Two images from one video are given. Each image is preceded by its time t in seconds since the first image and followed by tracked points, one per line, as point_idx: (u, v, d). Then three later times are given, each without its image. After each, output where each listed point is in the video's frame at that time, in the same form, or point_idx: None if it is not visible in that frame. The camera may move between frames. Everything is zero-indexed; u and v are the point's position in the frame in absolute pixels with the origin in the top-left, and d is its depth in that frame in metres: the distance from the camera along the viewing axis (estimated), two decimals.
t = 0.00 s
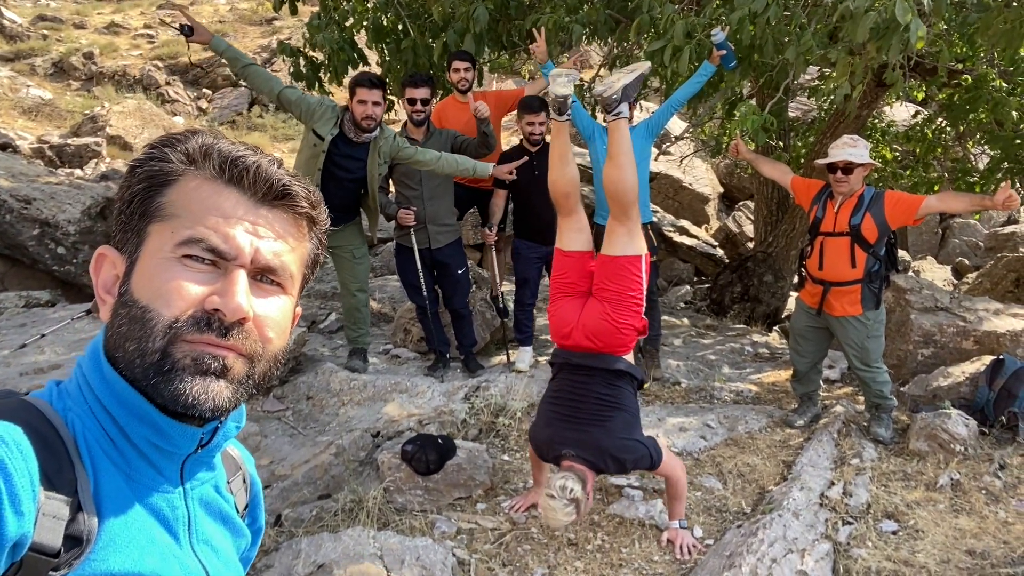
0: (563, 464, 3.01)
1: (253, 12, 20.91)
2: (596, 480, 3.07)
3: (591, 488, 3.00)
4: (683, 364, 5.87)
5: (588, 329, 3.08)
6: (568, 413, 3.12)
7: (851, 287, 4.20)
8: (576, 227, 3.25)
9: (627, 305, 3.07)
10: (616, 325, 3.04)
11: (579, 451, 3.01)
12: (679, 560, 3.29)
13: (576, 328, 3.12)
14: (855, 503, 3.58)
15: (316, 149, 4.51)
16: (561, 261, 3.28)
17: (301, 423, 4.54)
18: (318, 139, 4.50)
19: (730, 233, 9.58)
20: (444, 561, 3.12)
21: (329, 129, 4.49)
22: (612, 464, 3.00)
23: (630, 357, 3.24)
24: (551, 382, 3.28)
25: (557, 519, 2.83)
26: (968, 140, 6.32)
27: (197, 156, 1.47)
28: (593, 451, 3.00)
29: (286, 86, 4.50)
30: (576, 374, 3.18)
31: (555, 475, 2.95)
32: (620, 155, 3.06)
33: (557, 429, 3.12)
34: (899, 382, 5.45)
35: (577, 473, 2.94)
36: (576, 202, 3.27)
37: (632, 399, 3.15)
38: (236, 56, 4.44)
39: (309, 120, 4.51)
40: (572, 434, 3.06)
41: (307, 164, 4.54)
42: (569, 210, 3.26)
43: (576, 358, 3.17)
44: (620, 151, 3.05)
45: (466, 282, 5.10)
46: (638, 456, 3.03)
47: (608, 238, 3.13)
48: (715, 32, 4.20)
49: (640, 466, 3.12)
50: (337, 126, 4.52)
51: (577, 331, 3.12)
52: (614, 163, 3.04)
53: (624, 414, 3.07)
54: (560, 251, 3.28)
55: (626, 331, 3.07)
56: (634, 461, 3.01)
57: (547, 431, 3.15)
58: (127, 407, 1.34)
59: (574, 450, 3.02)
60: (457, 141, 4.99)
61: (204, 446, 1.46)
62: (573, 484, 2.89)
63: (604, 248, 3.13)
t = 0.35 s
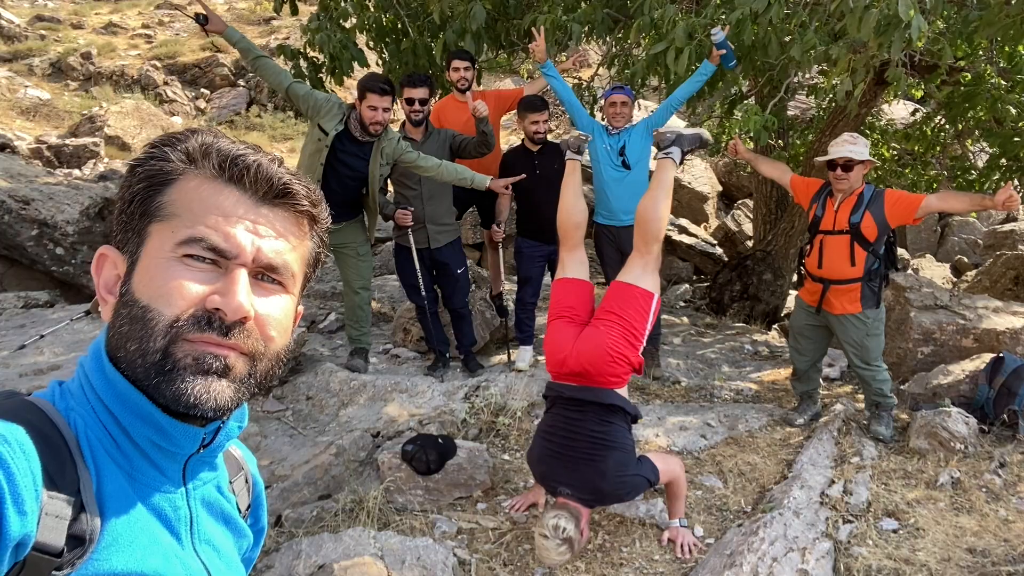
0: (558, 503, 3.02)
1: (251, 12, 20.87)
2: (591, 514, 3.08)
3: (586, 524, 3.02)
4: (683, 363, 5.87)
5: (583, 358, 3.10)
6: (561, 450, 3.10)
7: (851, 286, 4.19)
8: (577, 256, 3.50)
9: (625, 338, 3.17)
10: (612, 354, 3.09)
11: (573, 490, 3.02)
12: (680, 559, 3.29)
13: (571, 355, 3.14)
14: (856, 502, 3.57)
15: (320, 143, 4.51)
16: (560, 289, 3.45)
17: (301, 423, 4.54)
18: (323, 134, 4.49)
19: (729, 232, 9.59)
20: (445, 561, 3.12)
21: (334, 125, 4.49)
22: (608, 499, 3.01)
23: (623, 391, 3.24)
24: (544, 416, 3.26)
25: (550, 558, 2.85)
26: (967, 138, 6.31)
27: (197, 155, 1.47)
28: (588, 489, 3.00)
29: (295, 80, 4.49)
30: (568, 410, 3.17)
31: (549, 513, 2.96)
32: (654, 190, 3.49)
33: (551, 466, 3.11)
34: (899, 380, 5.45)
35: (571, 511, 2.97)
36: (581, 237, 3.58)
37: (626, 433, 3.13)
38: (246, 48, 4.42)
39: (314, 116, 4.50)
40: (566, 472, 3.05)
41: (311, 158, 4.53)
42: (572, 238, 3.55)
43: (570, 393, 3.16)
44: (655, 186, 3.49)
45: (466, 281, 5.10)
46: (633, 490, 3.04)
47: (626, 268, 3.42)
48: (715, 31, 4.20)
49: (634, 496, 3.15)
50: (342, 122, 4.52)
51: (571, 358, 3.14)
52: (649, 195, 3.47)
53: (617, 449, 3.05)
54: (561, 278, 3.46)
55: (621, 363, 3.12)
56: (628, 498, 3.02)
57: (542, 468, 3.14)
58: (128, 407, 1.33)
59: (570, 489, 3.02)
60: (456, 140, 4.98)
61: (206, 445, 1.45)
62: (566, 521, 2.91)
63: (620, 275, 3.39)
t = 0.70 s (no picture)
0: (558, 513, 3.07)
1: (250, 12, 20.84)
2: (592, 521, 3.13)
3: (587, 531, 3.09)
4: (683, 362, 5.88)
5: (583, 366, 3.08)
6: (561, 460, 3.11)
7: (851, 284, 4.19)
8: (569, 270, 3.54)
9: (625, 348, 3.14)
10: (612, 363, 3.07)
11: (574, 499, 3.07)
12: (682, 558, 3.29)
13: (571, 363, 3.10)
14: (856, 500, 3.58)
15: (334, 145, 4.62)
16: (553, 300, 3.46)
17: (302, 423, 4.54)
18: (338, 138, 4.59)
19: (729, 231, 9.59)
20: (447, 560, 3.12)
21: (349, 129, 4.60)
22: (607, 508, 3.05)
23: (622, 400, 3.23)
24: (543, 424, 3.26)
25: (552, 569, 2.92)
26: (967, 137, 6.31)
27: (202, 151, 1.47)
28: (588, 500, 3.04)
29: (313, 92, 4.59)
30: (567, 419, 3.16)
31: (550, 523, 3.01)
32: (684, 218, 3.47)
33: (550, 476, 3.13)
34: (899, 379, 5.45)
35: (571, 521, 3.03)
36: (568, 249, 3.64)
37: (624, 440, 3.13)
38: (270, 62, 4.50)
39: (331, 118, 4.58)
40: (566, 483, 3.08)
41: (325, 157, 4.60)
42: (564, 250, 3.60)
43: (569, 403, 3.15)
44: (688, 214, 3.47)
45: (466, 281, 5.10)
46: (632, 498, 3.07)
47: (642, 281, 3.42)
48: (716, 30, 4.19)
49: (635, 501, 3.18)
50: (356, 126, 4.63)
51: (571, 366, 3.11)
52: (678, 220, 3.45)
53: (616, 458, 3.06)
54: (552, 291, 3.49)
55: (619, 371, 3.09)
56: (627, 505, 3.05)
57: (542, 478, 3.16)
58: (133, 400, 1.34)
59: (570, 499, 3.07)
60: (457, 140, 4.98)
61: (210, 438, 1.46)
62: (567, 532, 2.96)
63: (635, 286, 3.39)
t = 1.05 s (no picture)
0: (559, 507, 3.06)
1: (249, 13, 20.82)
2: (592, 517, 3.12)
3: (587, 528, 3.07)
4: (683, 362, 5.88)
5: (587, 364, 3.09)
6: (563, 455, 3.11)
7: (851, 285, 4.19)
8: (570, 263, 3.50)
9: (626, 345, 3.15)
10: (615, 360, 3.09)
11: (574, 495, 3.06)
12: (682, 559, 3.29)
13: (575, 360, 3.12)
14: (857, 501, 3.58)
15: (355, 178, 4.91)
16: (556, 296, 3.45)
17: (302, 424, 4.54)
18: (358, 175, 4.87)
19: (728, 232, 9.59)
20: (447, 560, 3.12)
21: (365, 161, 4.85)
22: (608, 505, 3.04)
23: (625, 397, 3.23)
24: (546, 420, 3.26)
25: (552, 562, 2.90)
26: (966, 137, 6.32)
27: (199, 148, 1.47)
28: (588, 495, 3.03)
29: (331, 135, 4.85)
30: (569, 414, 3.16)
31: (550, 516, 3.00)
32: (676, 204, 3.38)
33: (552, 471, 3.12)
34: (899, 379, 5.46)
35: (571, 515, 3.02)
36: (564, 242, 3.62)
37: (626, 437, 3.13)
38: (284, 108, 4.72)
39: (351, 155, 4.83)
40: (567, 477, 3.08)
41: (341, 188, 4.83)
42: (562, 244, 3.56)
43: (573, 399, 3.16)
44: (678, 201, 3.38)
45: (466, 281, 5.10)
46: (633, 495, 3.06)
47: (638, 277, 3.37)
48: (715, 30, 4.18)
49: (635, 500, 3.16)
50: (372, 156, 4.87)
51: (575, 363, 3.12)
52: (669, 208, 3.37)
53: (617, 454, 3.06)
54: (554, 287, 3.47)
55: (623, 369, 3.11)
56: (627, 502, 3.04)
57: (544, 473, 3.15)
58: (129, 398, 1.34)
59: (571, 494, 3.06)
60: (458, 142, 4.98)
61: (207, 436, 1.45)
62: (567, 525, 2.94)
63: (633, 283, 3.36)
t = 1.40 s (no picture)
0: (560, 489, 3.01)
1: (248, 14, 20.82)
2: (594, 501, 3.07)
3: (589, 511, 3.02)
4: (682, 364, 5.87)
5: (586, 348, 3.09)
6: (566, 437, 3.09)
7: (849, 287, 4.20)
8: (573, 248, 3.46)
9: (625, 330, 3.14)
10: (614, 345, 3.09)
11: (576, 476, 3.02)
12: (681, 561, 3.29)
13: (575, 348, 3.13)
14: (855, 503, 3.57)
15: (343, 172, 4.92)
16: (558, 281, 3.42)
17: (300, 426, 4.53)
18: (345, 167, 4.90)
19: (727, 233, 9.59)
20: (445, 563, 3.11)
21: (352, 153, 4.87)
22: (610, 487, 3.00)
23: (627, 380, 3.22)
24: (548, 404, 3.26)
25: (552, 543, 2.82)
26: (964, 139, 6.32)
27: (190, 154, 1.46)
28: (590, 476, 3.00)
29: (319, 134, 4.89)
30: (573, 397, 3.15)
31: (552, 498, 2.94)
32: (644, 176, 3.30)
33: (554, 453, 3.10)
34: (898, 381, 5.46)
35: (573, 496, 2.96)
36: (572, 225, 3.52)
37: (629, 420, 3.12)
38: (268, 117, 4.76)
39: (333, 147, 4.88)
40: (570, 459, 3.05)
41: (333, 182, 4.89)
42: (565, 229, 3.49)
43: (575, 381, 3.15)
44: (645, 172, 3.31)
45: (465, 283, 5.10)
46: (635, 478, 3.02)
47: (621, 260, 3.34)
48: (714, 32, 4.17)
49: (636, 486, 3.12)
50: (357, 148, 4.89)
51: (576, 351, 3.13)
52: (639, 182, 3.30)
53: (620, 437, 3.05)
54: (557, 272, 3.42)
55: (623, 355, 3.11)
56: (629, 484, 3.01)
57: (546, 454, 3.12)
58: (120, 406, 1.33)
59: (573, 476, 3.02)
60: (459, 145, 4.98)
61: (200, 444, 1.45)
62: (569, 507, 2.87)
63: (616, 268, 3.32)
